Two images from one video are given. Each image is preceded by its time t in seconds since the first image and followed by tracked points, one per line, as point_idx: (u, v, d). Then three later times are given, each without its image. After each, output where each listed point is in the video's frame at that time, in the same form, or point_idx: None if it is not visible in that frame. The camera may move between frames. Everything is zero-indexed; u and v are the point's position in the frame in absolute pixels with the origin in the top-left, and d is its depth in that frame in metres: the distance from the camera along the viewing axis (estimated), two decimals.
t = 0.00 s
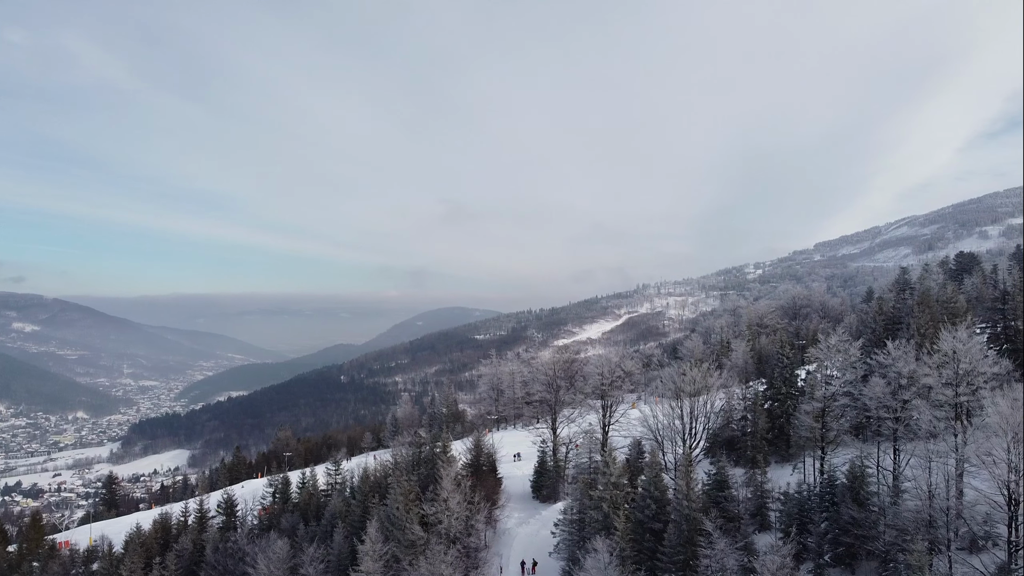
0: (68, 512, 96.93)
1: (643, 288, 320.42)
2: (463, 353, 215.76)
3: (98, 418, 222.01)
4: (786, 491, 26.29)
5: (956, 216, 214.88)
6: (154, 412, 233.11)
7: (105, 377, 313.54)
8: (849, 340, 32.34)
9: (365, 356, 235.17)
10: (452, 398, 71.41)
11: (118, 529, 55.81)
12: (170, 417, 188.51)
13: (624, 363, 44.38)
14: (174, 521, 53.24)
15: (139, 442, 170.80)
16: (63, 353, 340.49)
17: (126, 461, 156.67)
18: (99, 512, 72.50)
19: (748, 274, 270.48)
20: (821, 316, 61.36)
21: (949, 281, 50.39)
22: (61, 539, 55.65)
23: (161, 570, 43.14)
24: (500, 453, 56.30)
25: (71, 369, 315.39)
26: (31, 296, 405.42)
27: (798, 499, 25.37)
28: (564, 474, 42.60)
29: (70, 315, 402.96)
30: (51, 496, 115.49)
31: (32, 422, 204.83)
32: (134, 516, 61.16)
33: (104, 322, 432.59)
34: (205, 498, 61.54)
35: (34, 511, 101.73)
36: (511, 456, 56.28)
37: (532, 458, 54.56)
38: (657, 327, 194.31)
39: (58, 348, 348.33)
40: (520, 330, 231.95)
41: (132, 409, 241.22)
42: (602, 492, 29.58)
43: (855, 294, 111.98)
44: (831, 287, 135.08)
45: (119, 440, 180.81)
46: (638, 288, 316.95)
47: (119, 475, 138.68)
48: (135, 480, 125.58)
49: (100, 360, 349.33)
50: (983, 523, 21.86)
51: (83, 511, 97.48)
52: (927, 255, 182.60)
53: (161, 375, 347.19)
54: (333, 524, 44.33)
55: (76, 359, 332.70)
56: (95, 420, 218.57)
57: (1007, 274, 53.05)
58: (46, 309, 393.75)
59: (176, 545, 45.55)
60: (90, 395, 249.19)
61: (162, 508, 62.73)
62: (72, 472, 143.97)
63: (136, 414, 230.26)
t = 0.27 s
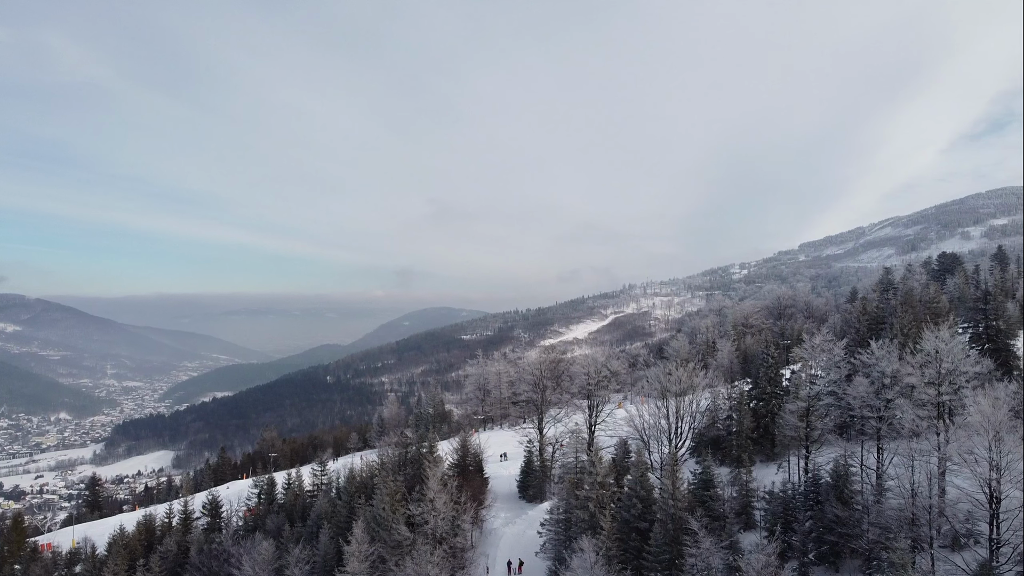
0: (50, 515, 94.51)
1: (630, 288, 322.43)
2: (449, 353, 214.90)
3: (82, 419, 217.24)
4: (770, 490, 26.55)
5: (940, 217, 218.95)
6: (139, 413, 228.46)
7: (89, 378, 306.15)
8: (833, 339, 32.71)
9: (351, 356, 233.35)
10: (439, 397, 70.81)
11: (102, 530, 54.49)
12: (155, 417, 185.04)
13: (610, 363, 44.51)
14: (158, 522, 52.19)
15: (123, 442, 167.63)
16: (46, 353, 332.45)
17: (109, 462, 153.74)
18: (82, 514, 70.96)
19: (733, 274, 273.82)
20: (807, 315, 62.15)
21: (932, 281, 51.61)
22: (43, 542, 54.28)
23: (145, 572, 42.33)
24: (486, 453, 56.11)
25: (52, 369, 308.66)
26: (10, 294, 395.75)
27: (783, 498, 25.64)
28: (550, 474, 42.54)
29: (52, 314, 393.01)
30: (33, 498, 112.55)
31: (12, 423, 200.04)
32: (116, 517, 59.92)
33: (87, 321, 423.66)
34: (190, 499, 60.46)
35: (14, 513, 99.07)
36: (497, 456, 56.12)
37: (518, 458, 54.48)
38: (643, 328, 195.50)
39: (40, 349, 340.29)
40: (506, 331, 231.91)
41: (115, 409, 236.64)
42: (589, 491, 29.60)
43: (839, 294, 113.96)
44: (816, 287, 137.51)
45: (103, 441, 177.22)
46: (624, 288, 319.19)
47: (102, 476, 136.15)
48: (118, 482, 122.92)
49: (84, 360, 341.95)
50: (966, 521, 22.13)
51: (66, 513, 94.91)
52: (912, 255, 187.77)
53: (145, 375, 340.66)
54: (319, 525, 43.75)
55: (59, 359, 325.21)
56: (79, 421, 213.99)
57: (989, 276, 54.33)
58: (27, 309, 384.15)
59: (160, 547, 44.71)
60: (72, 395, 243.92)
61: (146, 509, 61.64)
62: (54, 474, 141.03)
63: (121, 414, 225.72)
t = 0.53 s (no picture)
0: (32, 516, 91.89)
1: (616, 288, 324.47)
2: (436, 354, 213.86)
3: (64, 420, 212.52)
4: (756, 489, 26.78)
5: (923, 218, 223.35)
6: (123, 414, 223.67)
7: (72, 379, 298.23)
8: (818, 340, 33.04)
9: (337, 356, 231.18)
10: (425, 397, 69.68)
11: (85, 532, 53.09)
12: (139, 418, 181.40)
13: (596, 363, 44.57)
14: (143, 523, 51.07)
15: (106, 443, 164.15)
16: (28, 353, 324.56)
17: (92, 464, 150.42)
18: (64, 516, 69.17)
19: (719, 274, 276.88)
20: (793, 315, 63.24)
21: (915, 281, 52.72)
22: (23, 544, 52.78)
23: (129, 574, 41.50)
24: (473, 453, 55.81)
25: (33, 368, 301.61)
26: None
27: (767, 498, 25.88)
28: (537, 473, 42.46)
29: (33, 313, 384.07)
30: (15, 500, 109.50)
31: None
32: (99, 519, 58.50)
33: (70, 320, 414.30)
34: (174, 501, 59.37)
35: None
36: (484, 456, 55.89)
37: (505, 458, 54.26)
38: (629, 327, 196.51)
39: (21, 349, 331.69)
40: (493, 331, 231.63)
41: (99, 409, 231.79)
42: (575, 491, 29.56)
43: (823, 294, 115.85)
44: (801, 287, 139.83)
45: (86, 442, 173.32)
46: (611, 288, 321.07)
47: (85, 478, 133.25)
48: (101, 483, 120.03)
49: (66, 360, 334.31)
50: (948, 520, 22.48)
51: (48, 514, 92.48)
52: (895, 255, 192.31)
53: (130, 375, 333.58)
54: (304, 525, 43.17)
55: (41, 359, 317.55)
56: (62, 422, 209.40)
57: (971, 277, 55.99)
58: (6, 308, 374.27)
59: (144, 549, 43.87)
60: (54, 395, 238.24)
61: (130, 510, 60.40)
62: (35, 476, 137.72)
63: (104, 414, 220.87)
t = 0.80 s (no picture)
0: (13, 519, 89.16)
1: (602, 288, 326.44)
2: (422, 354, 212.78)
3: (47, 421, 207.94)
4: (741, 488, 27.02)
5: (906, 219, 228.11)
6: (106, 415, 218.67)
7: (55, 380, 290.14)
8: (802, 340, 33.43)
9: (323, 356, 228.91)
10: (412, 399, 69.72)
11: (68, 535, 51.59)
12: (123, 419, 177.40)
13: (583, 362, 44.62)
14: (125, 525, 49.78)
15: (89, 445, 160.71)
16: (9, 355, 317.17)
17: (75, 466, 147.18)
18: (46, 518, 67.17)
19: (705, 274, 280.00)
20: (777, 314, 64.02)
21: (898, 282, 53.66)
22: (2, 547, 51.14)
23: None
24: (459, 453, 55.56)
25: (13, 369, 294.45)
26: None
27: (752, 497, 26.13)
28: (523, 473, 42.34)
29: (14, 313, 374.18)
30: None
31: None
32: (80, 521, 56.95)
33: (52, 321, 405.06)
34: (159, 502, 58.10)
35: None
36: (470, 456, 55.68)
37: (491, 458, 54.09)
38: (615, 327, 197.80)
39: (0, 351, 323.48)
40: (479, 331, 231.35)
41: (82, 410, 226.80)
42: (562, 491, 29.47)
43: (808, 294, 117.92)
44: (786, 287, 142.27)
45: (69, 443, 169.35)
46: (598, 288, 322.99)
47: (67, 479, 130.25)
48: (84, 485, 117.06)
49: (48, 360, 326.70)
50: (931, 518, 22.87)
51: (30, 517, 90.18)
52: (879, 256, 196.47)
53: (113, 376, 326.46)
54: (290, 526, 42.53)
55: (22, 360, 310.15)
56: (43, 423, 204.65)
57: (952, 278, 57.42)
58: None
59: (128, 550, 42.89)
60: (34, 396, 232.66)
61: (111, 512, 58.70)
62: (15, 478, 134.35)
63: (86, 415, 216.03)
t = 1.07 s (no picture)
0: None
1: (590, 288, 327.71)
2: (409, 354, 211.28)
3: (28, 421, 202.70)
4: (727, 487, 27.20)
5: (889, 220, 232.53)
6: (90, 415, 214.11)
7: (36, 380, 284.05)
8: (787, 339, 33.75)
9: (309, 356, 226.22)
10: (398, 398, 68.79)
11: (51, 537, 50.14)
12: (106, 419, 173.51)
13: (569, 362, 44.63)
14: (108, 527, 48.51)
15: (72, 446, 156.94)
16: None
17: (57, 467, 143.57)
18: (29, 519, 65.26)
19: (692, 274, 282.44)
20: (763, 314, 64.54)
21: (881, 282, 54.75)
22: None
23: None
24: (446, 454, 55.24)
25: None
26: None
27: (738, 496, 26.32)
28: (510, 473, 42.16)
29: None
30: None
31: None
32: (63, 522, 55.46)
33: (32, 319, 395.10)
34: (143, 505, 56.88)
35: None
36: (457, 456, 55.33)
37: (478, 458, 53.85)
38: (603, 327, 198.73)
39: None
40: (466, 331, 230.56)
41: (64, 410, 221.37)
42: (548, 491, 29.34)
43: (794, 294, 119.47)
44: (773, 286, 144.25)
45: (51, 444, 165.11)
46: (585, 288, 324.17)
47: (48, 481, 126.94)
48: (67, 486, 114.27)
49: (28, 360, 318.41)
50: (913, 516, 23.22)
51: (12, 519, 87.69)
52: (864, 256, 200.15)
53: (97, 376, 320.03)
54: (275, 527, 41.88)
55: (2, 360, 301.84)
56: (23, 424, 199.27)
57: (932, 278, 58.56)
58: None
59: (110, 553, 41.84)
60: (13, 397, 226.35)
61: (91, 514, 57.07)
62: None
63: (66, 416, 210.95)
